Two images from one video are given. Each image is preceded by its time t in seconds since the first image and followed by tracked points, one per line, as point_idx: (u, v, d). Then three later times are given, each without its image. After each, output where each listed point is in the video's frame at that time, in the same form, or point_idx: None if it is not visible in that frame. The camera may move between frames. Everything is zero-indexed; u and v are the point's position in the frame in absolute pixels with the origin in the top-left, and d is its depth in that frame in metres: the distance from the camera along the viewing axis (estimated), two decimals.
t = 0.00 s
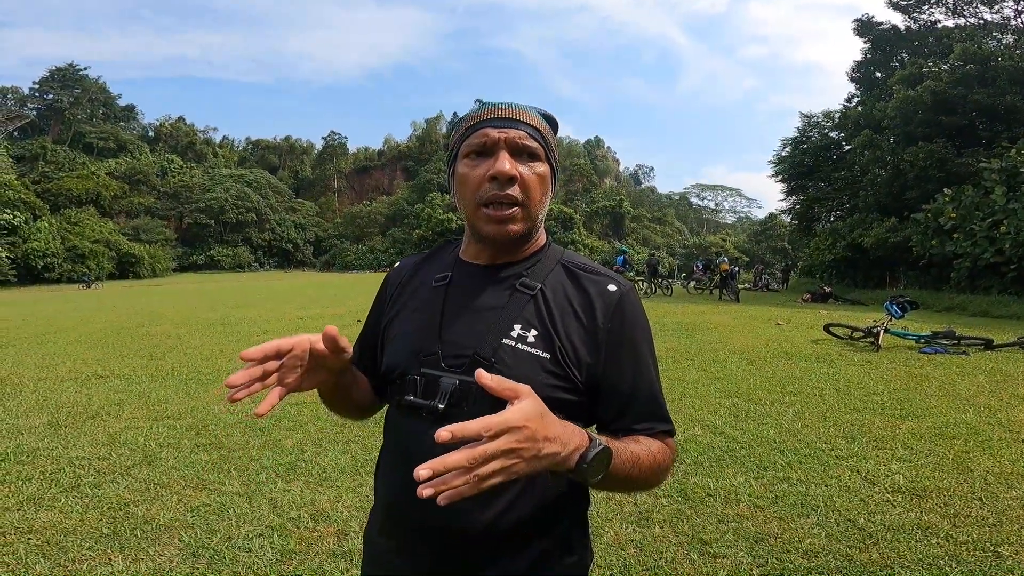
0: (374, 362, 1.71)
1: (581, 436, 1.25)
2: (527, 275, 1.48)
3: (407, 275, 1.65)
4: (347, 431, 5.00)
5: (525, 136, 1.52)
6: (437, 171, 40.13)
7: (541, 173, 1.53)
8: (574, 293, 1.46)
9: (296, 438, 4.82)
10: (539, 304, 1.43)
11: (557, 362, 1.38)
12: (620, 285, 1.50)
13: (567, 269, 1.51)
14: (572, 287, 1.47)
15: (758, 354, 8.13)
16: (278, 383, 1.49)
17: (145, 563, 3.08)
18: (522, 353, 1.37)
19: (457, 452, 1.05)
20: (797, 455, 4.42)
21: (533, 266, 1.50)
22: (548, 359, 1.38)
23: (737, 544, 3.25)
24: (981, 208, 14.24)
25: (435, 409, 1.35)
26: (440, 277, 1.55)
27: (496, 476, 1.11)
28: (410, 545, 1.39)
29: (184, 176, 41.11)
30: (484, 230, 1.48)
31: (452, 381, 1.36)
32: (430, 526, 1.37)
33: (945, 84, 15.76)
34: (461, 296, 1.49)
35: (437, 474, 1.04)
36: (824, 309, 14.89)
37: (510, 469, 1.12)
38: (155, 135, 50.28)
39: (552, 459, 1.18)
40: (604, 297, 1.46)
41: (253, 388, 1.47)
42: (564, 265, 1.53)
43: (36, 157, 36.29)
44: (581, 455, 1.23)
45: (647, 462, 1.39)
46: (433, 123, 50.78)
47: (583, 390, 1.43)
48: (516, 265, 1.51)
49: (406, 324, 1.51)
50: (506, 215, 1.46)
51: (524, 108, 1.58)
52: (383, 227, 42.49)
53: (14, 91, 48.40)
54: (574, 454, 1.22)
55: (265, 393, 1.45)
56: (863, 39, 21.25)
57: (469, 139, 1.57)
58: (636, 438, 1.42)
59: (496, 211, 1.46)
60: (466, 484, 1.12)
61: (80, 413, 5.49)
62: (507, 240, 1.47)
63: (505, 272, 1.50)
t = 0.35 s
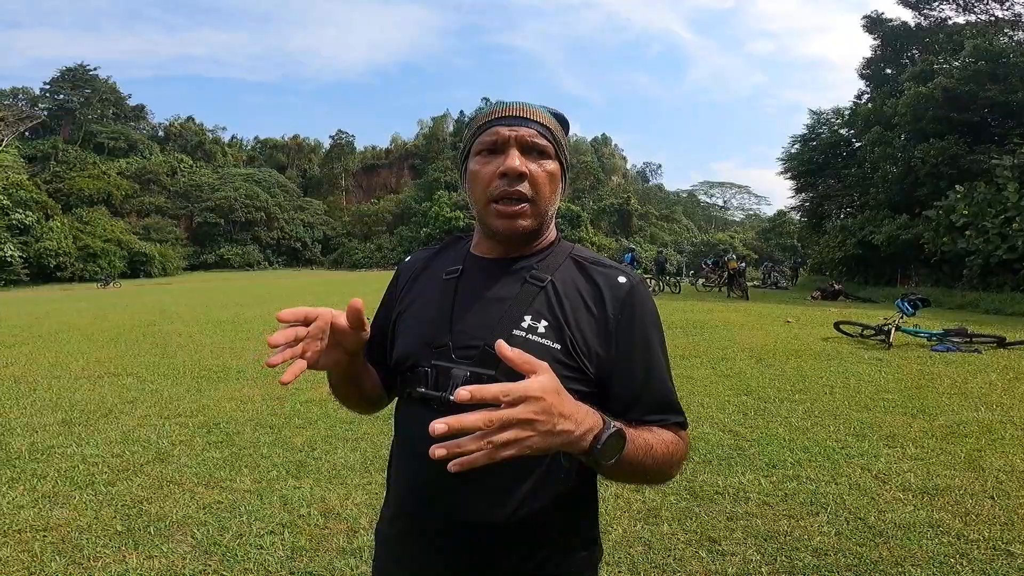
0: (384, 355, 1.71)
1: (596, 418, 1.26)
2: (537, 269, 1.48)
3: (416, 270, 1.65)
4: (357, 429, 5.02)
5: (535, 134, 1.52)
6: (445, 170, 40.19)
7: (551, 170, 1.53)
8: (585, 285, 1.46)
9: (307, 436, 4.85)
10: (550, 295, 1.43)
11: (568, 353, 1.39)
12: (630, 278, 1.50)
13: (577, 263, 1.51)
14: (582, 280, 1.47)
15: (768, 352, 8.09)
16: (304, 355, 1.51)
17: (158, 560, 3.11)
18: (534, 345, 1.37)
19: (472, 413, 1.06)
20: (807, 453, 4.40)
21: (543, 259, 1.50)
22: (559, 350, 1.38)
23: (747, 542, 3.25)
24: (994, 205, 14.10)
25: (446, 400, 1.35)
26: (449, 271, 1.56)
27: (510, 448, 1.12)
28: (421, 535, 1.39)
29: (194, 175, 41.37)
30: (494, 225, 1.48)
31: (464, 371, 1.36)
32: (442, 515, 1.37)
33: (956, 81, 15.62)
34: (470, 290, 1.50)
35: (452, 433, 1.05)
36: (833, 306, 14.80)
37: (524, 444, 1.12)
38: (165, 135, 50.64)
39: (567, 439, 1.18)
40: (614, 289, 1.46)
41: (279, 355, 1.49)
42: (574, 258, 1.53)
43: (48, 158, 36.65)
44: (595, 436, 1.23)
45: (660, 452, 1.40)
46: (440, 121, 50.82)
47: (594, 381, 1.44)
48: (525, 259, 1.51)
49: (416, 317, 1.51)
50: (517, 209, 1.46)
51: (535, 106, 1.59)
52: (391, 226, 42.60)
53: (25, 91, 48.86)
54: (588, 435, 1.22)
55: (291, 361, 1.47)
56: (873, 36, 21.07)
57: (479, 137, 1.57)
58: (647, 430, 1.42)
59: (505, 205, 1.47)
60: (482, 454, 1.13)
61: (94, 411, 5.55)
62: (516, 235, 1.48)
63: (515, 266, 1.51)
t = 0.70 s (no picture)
0: (386, 356, 1.72)
1: (600, 412, 1.26)
2: (539, 270, 1.48)
3: (418, 271, 1.66)
4: (356, 428, 5.02)
5: (538, 136, 1.53)
6: (445, 170, 40.21)
7: (554, 172, 1.54)
8: (586, 287, 1.47)
9: (306, 435, 4.85)
10: (552, 296, 1.43)
11: (570, 353, 1.39)
12: (632, 279, 1.51)
13: (579, 265, 1.51)
14: (584, 281, 1.47)
15: (767, 354, 8.09)
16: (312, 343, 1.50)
17: (156, 559, 3.11)
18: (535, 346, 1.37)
19: (478, 389, 1.07)
20: (805, 455, 4.41)
21: (545, 261, 1.51)
22: (561, 350, 1.39)
23: (745, 544, 3.25)
24: (994, 209, 14.11)
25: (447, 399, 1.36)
26: (452, 272, 1.56)
27: (514, 432, 1.13)
28: (421, 533, 1.40)
29: (194, 174, 41.38)
30: (496, 225, 1.48)
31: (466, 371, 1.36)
32: (442, 514, 1.37)
33: (957, 84, 15.64)
34: (471, 291, 1.50)
35: (457, 407, 1.07)
36: (833, 309, 14.81)
37: (527, 431, 1.13)
38: (166, 134, 50.67)
39: (569, 430, 1.18)
40: (615, 291, 1.47)
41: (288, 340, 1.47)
42: (576, 260, 1.53)
43: (49, 156, 36.66)
44: (599, 430, 1.23)
45: (662, 453, 1.40)
46: (441, 122, 50.83)
47: (596, 383, 1.44)
48: (527, 260, 1.52)
49: (416, 318, 1.52)
50: (519, 209, 1.47)
51: (537, 109, 1.59)
52: (391, 226, 42.60)
53: (26, 88, 48.88)
54: (592, 429, 1.23)
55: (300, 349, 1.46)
56: (874, 39, 21.08)
57: (482, 138, 1.58)
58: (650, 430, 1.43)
59: (507, 205, 1.47)
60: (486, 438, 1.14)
61: (93, 410, 5.55)
62: (518, 235, 1.48)
63: (517, 266, 1.51)
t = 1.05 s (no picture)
0: (389, 356, 1.71)
1: (610, 408, 1.25)
2: (544, 271, 1.47)
3: (422, 273, 1.65)
4: (361, 430, 5.02)
5: (542, 136, 1.52)
6: (449, 171, 40.25)
7: (558, 172, 1.53)
8: (592, 288, 1.46)
9: (311, 437, 4.85)
10: (557, 297, 1.43)
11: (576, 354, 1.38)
12: (637, 280, 1.50)
13: (584, 265, 1.50)
14: (589, 282, 1.47)
15: (773, 354, 8.06)
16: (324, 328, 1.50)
17: (164, 560, 3.12)
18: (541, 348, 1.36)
19: (489, 366, 1.08)
20: (813, 455, 4.38)
21: (550, 262, 1.50)
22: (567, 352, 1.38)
23: (752, 545, 3.23)
24: (1001, 207, 14.02)
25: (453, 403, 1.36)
26: (456, 273, 1.55)
27: (522, 420, 1.12)
28: (427, 536, 1.39)
29: (199, 176, 41.52)
30: (500, 224, 1.47)
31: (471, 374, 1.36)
32: (447, 515, 1.37)
33: (962, 82, 15.55)
34: (475, 291, 1.49)
35: (466, 384, 1.07)
36: (839, 309, 14.74)
37: (535, 420, 1.12)
38: (172, 136, 50.93)
39: (578, 421, 1.18)
40: (621, 290, 1.45)
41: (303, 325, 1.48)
42: (581, 260, 1.52)
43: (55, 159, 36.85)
44: (608, 425, 1.23)
45: (671, 454, 1.39)
46: (444, 122, 50.85)
47: (602, 384, 1.43)
48: (532, 261, 1.51)
49: (420, 319, 1.51)
50: (523, 209, 1.46)
51: (540, 108, 1.58)
52: (395, 227, 42.63)
53: (32, 91, 49.15)
54: (600, 423, 1.22)
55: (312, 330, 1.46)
56: (878, 37, 20.98)
57: (485, 137, 1.57)
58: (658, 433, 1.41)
59: (510, 205, 1.46)
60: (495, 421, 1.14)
61: (100, 411, 5.57)
62: (522, 235, 1.47)
63: (522, 267, 1.50)
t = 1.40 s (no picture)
0: (392, 360, 1.70)
1: (618, 407, 1.24)
2: (548, 273, 1.46)
3: (425, 275, 1.64)
4: (364, 431, 5.01)
5: (545, 137, 1.50)
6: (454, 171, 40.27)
7: (560, 173, 1.51)
8: (596, 291, 1.44)
9: (315, 439, 4.84)
10: (561, 300, 1.41)
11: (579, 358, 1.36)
12: (642, 282, 1.48)
13: (589, 268, 1.49)
14: (594, 286, 1.45)
15: (778, 356, 8.01)
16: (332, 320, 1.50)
17: (166, 562, 3.11)
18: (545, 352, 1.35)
19: (496, 359, 1.06)
20: (818, 458, 4.35)
21: (554, 263, 1.48)
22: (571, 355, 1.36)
23: (757, 548, 3.20)
24: (1008, 208, 13.93)
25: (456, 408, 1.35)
26: (459, 276, 1.54)
27: (529, 412, 1.11)
28: (429, 540, 1.37)
29: (205, 177, 41.70)
30: (502, 227, 1.46)
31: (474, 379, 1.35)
32: (450, 520, 1.35)
33: (968, 82, 15.47)
34: (478, 294, 1.48)
35: (474, 369, 1.06)
36: (845, 310, 14.66)
37: (542, 412, 1.11)
38: (178, 138, 51.15)
39: (584, 418, 1.16)
40: (625, 293, 1.44)
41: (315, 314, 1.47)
42: (585, 262, 1.50)
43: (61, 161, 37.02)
44: (616, 423, 1.21)
45: (677, 459, 1.38)
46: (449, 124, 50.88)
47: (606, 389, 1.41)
48: (536, 263, 1.49)
49: (423, 321, 1.50)
50: (525, 210, 1.44)
51: (543, 109, 1.57)
52: (399, 228, 42.70)
53: (39, 93, 49.46)
54: (607, 421, 1.20)
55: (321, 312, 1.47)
56: (884, 37, 20.89)
57: (487, 138, 1.56)
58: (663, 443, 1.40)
59: (512, 205, 1.45)
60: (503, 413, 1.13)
61: (104, 412, 5.58)
62: (525, 237, 1.46)
63: (525, 269, 1.48)
